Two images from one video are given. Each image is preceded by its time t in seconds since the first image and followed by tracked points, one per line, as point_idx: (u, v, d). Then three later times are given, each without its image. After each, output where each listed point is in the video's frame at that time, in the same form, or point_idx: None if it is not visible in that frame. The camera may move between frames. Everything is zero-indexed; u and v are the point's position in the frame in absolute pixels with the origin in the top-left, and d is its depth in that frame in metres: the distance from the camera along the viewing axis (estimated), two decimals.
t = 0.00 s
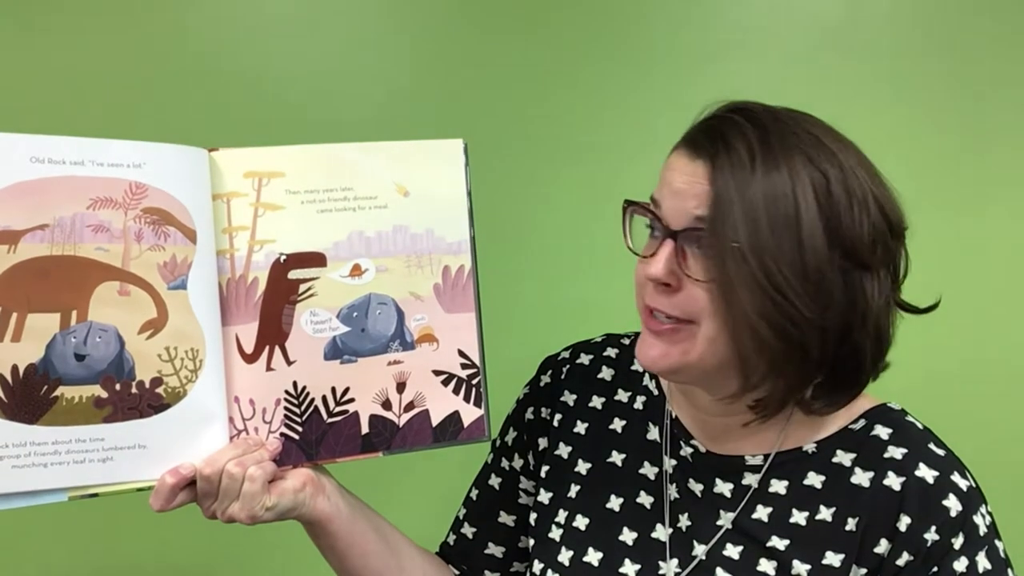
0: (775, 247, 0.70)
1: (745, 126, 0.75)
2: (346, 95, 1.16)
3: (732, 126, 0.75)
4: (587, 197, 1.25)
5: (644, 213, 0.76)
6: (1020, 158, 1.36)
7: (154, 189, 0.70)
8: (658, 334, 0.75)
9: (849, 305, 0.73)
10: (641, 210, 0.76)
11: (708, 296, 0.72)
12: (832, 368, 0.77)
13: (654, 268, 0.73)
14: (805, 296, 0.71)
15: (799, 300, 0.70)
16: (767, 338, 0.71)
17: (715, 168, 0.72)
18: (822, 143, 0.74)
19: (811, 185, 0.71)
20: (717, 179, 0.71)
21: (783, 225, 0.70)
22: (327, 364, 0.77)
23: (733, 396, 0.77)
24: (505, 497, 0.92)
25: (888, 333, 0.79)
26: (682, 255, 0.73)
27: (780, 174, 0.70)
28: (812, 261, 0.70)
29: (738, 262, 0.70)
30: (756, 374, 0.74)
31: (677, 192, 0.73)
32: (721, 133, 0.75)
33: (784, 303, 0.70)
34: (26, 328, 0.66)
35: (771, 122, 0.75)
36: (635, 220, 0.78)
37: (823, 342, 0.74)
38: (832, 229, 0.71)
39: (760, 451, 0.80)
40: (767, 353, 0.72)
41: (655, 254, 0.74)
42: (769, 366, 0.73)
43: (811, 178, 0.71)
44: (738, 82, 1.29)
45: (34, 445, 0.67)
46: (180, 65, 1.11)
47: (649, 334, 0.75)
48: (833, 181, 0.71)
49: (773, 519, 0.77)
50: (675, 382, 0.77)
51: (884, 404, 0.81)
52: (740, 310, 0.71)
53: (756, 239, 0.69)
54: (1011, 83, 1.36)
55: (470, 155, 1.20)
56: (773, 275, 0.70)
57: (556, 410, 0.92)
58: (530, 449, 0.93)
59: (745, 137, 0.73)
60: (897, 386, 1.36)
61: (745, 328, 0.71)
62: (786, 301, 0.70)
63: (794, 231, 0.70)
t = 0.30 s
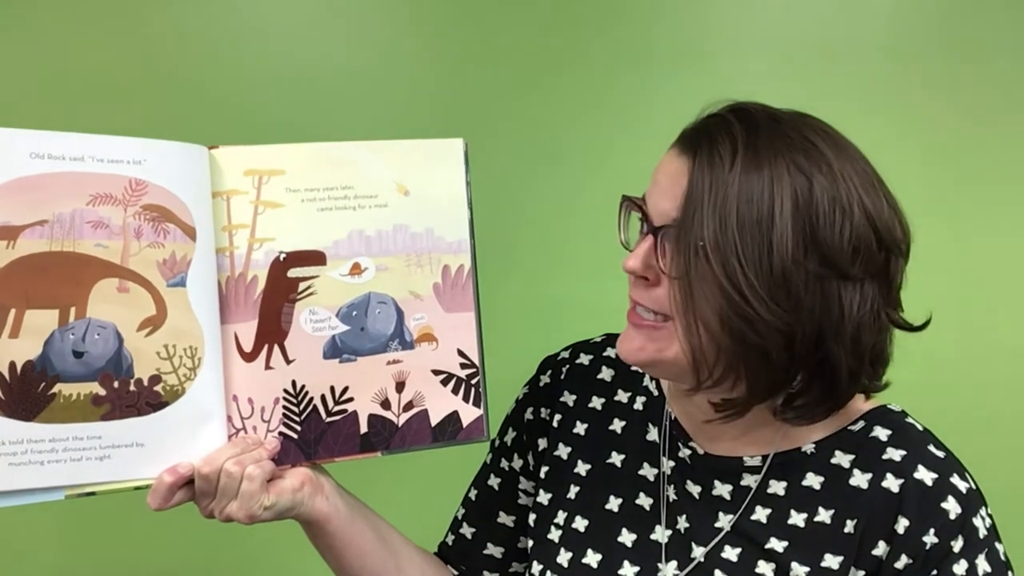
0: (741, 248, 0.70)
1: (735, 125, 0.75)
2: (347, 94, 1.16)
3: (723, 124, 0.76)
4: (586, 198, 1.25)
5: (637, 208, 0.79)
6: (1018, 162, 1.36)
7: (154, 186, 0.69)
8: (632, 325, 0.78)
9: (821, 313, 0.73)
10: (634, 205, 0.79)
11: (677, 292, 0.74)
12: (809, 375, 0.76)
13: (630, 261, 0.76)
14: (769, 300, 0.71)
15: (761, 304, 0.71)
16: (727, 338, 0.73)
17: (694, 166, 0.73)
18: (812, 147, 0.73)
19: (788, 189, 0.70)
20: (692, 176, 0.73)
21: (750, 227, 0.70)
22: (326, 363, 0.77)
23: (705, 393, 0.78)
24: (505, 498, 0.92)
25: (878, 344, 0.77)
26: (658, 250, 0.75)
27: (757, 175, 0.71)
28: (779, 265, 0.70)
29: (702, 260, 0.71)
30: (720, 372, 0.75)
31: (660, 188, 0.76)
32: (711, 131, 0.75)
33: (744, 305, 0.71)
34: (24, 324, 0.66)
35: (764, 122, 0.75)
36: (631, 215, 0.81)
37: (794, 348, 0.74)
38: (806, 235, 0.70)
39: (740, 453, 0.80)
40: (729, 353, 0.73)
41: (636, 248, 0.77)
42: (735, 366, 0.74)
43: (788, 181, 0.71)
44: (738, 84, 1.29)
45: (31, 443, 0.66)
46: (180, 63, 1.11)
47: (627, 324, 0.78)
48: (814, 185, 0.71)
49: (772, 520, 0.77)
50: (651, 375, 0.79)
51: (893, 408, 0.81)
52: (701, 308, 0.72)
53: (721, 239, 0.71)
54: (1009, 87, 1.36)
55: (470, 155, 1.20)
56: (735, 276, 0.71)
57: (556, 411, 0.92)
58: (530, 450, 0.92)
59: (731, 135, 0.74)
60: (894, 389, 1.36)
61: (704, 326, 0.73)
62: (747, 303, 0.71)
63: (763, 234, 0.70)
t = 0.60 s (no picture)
0: (736, 252, 0.71)
1: (732, 127, 0.75)
2: (346, 97, 1.16)
3: (721, 126, 0.76)
4: (584, 203, 1.25)
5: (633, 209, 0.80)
6: (1010, 171, 1.38)
7: (154, 182, 0.69)
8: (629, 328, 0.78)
9: (818, 318, 0.73)
10: (631, 207, 0.79)
11: (671, 296, 0.74)
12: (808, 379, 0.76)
13: (626, 264, 0.76)
14: (765, 304, 0.71)
15: (756, 308, 0.71)
16: (723, 342, 0.73)
17: (690, 168, 0.74)
18: (809, 150, 0.73)
19: (783, 192, 0.71)
20: (688, 178, 0.73)
21: (746, 230, 0.71)
22: (325, 362, 0.77)
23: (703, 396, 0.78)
24: (504, 498, 0.92)
25: (876, 350, 0.77)
26: (653, 253, 0.75)
27: (753, 178, 0.71)
28: (774, 269, 0.71)
29: (696, 263, 0.72)
30: (717, 376, 0.75)
31: (656, 191, 0.76)
32: (708, 132, 0.76)
33: (740, 309, 0.71)
34: (22, 318, 0.65)
35: (762, 125, 0.75)
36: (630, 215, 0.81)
37: (791, 353, 0.74)
38: (801, 240, 0.71)
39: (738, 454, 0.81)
40: (725, 357, 0.74)
41: (632, 250, 0.77)
42: (731, 371, 0.74)
43: (783, 184, 0.71)
44: (734, 92, 1.30)
45: (26, 439, 0.65)
46: (180, 65, 1.11)
47: (623, 327, 0.79)
48: (810, 189, 0.71)
49: (773, 524, 0.77)
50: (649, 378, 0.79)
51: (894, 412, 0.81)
52: (696, 312, 0.73)
53: (715, 243, 0.71)
54: (1002, 98, 1.38)
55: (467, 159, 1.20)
56: (730, 280, 0.71)
57: (556, 411, 0.92)
58: (529, 450, 0.92)
59: (728, 137, 0.74)
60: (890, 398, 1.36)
61: (699, 330, 0.73)
62: (742, 306, 0.71)
63: (759, 237, 0.71)
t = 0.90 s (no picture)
0: (733, 254, 0.70)
1: (731, 127, 0.74)
2: (350, 92, 1.16)
3: (719, 126, 0.75)
4: (589, 201, 1.24)
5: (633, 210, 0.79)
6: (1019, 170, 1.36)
7: (150, 179, 0.69)
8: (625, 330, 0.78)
9: (816, 322, 0.72)
10: (630, 207, 0.78)
11: (668, 298, 0.73)
12: (807, 383, 0.74)
13: (623, 266, 0.75)
14: (762, 308, 0.70)
15: (753, 312, 0.70)
16: (719, 346, 0.72)
17: (687, 169, 0.73)
18: (808, 150, 0.72)
19: (781, 194, 0.70)
20: (685, 180, 0.72)
21: (742, 232, 0.70)
22: (323, 361, 0.76)
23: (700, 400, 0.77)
24: (504, 498, 0.91)
25: (876, 353, 0.76)
26: (651, 255, 0.74)
27: (750, 179, 0.70)
28: (771, 271, 0.70)
29: (692, 266, 0.71)
30: (714, 380, 0.74)
31: (653, 192, 0.75)
32: (706, 133, 0.75)
33: (736, 312, 0.70)
34: (17, 316, 0.65)
35: (761, 124, 0.74)
36: (630, 216, 0.80)
37: (789, 357, 0.73)
38: (799, 242, 0.70)
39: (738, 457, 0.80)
40: (722, 361, 0.73)
41: (630, 252, 0.76)
42: (728, 375, 0.73)
43: (780, 185, 0.70)
44: (742, 90, 1.29)
45: (20, 438, 0.65)
46: (183, 59, 1.10)
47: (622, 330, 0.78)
48: (808, 190, 0.70)
49: (773, 525, 0.76)
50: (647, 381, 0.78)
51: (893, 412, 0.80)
52: (692, 315, 0.72)
53: (712, 245, 0.70)
54: (1012, 97, 1.36)
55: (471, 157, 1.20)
56: (726, 283, 0.70)
57: (557, 412, 0.91)
58: (531, 450, 0.91)
59: (726, 137, 0.73)
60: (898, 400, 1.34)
61: (695, 333, 0.72)
62: (739, 310, 0.70)
63: (755, 240, 0.70)
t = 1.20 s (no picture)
0: (732, 259, 0.71)
1: (730, 131, 0.75)
2: (348, 95, 1.16)
3: (718, 131, 0.76)
4: (584, 204, 1.25)
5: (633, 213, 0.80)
6: (1005, 176, 1.39)
7: (155, 174, 0.69)
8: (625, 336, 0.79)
9: (816, 326, 0.73)
10: (629, 211, 0.79)
11: (668, 302, 0.74)
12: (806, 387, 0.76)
13: (622, 269, 0.76)
14: (762, 312, 0.71)
15: (754, 316, 0.71)
16: (719, 350, 0.73)
17: (686, 173, 0.74)
18: (807, 154, 0.73)
19: (780, 198, 0.71)
20: (684, 184, 0.73)
21: (742, 237, 0.71)
22: (325, 358, 0.76)
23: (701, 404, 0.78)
24: (505, 497, 0.92)
25: (875, 356, 0.77)
26: (649, 259, 0.75)
27: (749, 183, 0.71)
28: (770, 276, 0.71)
29: (691, 270, 0.72)
30: (714, 385, 0.75)
31: (651, 197, 0.76)
32: (705, 137, 0.76)
33: (736, 317, 0.71)
34: (20, 311, 0.65)
35: (760, 128, 0.75)
36: (629, 219, 0.81)
37: (789, 360, 0.74)
38: (798, 246, 0.71)
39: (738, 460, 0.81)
40: (722, 365, 0.74)
41: (629, 256, 0.77)
42: (728, 379, 0.74)
43: (779, 189, 0.71)
44: (733, 95, 1.31)
45: (23, 432, 0.65)
46: (181, 61, 1.10)
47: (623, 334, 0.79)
48: (807, 194, 0.71)
49: (775, 526, 0.77)
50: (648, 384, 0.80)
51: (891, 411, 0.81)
52: (692, 320, 0.73)
53: (711, 249, 0.71)
54: (998, 104, 1.39)
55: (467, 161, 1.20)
56: (725, 287, 0.71)
57: (558, 411, 0.91)
58: (532, 450, 0.92)
59: (725, 141, 0.74)
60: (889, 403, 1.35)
61: (695, 339, 0.73)
62: (739, 315, 0.71)
63: (754, 244, 0.71)
